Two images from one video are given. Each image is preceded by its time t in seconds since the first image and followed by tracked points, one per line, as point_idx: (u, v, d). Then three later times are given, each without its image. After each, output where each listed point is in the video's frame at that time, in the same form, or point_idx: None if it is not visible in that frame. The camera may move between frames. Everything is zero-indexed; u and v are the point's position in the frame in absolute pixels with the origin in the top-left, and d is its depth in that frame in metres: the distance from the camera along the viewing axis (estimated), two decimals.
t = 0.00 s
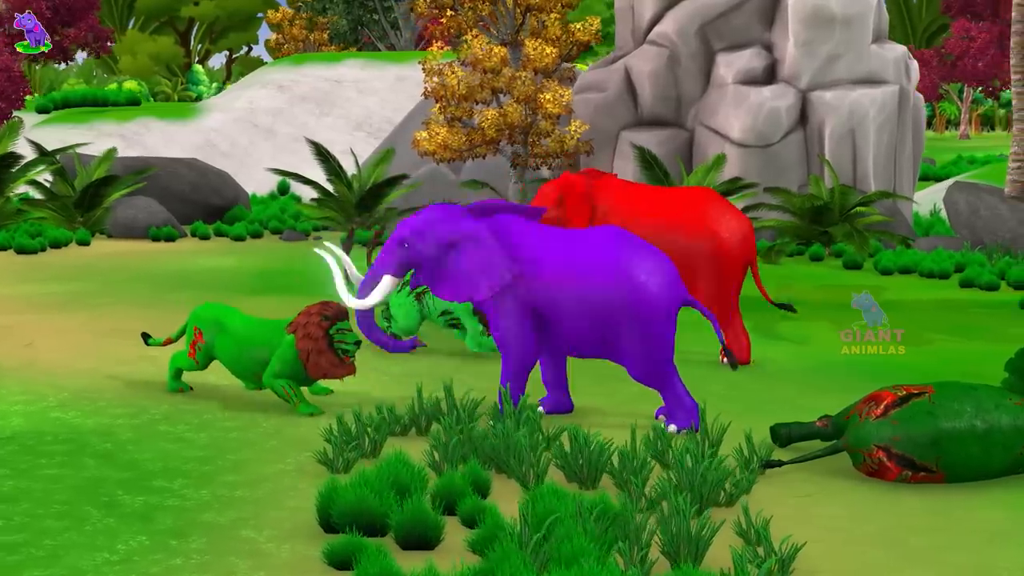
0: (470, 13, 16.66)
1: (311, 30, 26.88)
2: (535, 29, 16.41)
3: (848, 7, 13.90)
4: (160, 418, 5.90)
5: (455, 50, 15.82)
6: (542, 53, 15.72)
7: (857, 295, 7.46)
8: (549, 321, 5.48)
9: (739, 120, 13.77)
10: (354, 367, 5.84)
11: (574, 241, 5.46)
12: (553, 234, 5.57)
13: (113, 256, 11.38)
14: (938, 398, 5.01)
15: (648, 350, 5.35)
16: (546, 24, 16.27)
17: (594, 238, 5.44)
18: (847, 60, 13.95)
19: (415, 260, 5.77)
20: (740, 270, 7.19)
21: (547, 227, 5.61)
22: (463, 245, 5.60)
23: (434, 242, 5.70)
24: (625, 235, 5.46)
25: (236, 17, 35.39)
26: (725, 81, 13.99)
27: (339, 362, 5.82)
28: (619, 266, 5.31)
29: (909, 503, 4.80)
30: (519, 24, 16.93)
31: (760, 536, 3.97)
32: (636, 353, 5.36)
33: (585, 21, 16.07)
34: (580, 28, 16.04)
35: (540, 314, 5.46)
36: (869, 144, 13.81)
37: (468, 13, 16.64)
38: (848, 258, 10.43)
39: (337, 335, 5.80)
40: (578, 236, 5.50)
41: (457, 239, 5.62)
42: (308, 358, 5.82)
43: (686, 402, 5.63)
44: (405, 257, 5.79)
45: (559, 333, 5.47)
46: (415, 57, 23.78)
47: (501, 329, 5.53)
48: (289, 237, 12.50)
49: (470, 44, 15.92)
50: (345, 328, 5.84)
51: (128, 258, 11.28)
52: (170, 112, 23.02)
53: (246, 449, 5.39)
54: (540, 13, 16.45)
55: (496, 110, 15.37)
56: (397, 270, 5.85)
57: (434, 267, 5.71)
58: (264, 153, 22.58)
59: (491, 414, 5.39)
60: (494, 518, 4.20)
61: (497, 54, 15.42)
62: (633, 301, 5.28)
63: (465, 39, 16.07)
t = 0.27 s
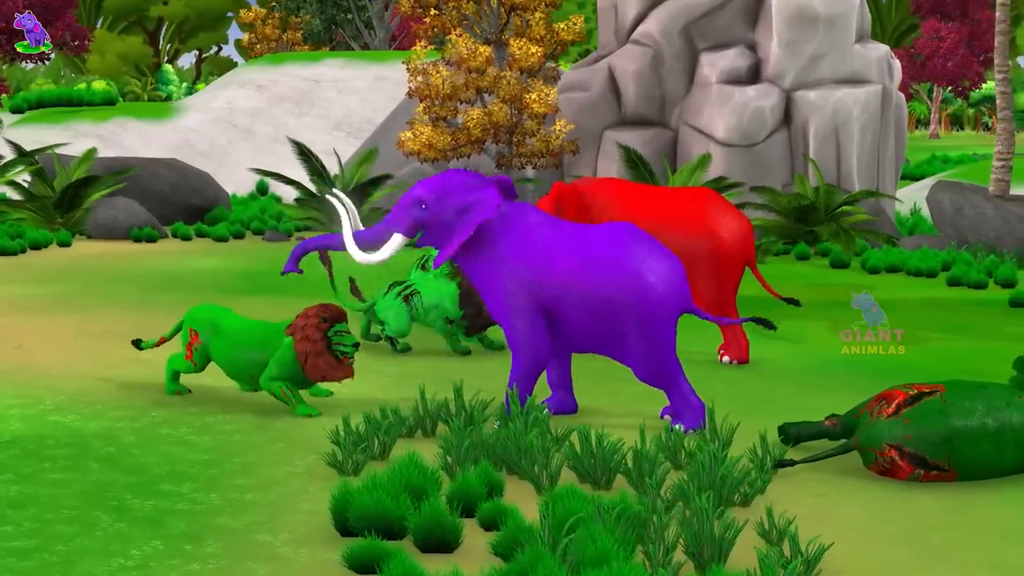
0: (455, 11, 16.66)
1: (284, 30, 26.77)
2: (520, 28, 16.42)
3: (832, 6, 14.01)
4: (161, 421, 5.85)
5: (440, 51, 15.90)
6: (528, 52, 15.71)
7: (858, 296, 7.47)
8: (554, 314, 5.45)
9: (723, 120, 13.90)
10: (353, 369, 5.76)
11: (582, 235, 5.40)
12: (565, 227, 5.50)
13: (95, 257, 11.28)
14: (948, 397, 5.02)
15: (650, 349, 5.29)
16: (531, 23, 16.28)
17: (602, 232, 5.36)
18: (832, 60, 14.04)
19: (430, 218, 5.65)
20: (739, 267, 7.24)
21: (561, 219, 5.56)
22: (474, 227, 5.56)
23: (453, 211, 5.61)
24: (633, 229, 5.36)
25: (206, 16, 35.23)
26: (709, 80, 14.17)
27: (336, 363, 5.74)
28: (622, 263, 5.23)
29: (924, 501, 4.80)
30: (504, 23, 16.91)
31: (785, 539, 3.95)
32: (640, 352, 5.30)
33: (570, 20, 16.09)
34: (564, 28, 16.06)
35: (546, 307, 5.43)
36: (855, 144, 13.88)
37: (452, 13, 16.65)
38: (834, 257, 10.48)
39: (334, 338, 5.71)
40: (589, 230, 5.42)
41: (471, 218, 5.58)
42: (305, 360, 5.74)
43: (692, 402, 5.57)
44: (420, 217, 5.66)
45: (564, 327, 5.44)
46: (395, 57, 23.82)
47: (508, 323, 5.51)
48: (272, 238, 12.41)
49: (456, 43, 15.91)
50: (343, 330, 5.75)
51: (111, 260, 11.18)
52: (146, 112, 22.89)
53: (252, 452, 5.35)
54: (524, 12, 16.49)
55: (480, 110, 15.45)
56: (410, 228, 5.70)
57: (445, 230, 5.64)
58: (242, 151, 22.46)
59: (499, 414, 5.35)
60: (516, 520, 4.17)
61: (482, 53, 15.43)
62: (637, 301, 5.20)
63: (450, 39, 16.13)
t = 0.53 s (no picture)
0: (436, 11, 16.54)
1: (252, 29, 26.58)
2: (501, 27, 16.34)
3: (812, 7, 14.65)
4: (163, 424, 5.77)
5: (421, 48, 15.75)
6: (511, 52, 15.48)
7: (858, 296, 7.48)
8: (580, 312, 5.53)
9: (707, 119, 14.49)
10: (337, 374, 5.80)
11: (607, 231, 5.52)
12: (584, 223, 5.61)
13: (73, 258, 11.15)
14: (962, 394, 5.02)
15: (673, 344, 5.47)
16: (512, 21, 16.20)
17: (625, 227, 5.51)
18: (812, 59, 14.70)
19: (446, 256, 5.61)
20: (737, 266, 7.21)
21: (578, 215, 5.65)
22: (495, 229, 5.55)
23: (459, 233, 5.57)
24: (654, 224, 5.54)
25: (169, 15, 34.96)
26: (691, 80, 14.81)
27: (319, 367, 5.77)
28: (651, 258, 5.39)
29: (940, 499, 4.80)
30: (485, 22, 16.82)
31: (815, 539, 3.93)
32: (663, 347, 5.47)
33: (551, 19, 15.99)
34: (545, 26, 15.98)
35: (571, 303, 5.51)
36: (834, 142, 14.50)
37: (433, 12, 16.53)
38: (819, 256, 10.50)
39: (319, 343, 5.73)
40: (611, 225, 5.56)
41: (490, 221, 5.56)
42: (288, 361, 5.75)
43: (702, 403, 5.63)
44: (436, 262, 5.63)
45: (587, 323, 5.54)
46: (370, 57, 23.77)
47: (540, 329, 5.53)
48: (251, 238, 12.30)
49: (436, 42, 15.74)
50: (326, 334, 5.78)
51: (89, 261, 11.05)
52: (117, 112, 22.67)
53: (260, 455, 5.28)
54: (505, 11, 16.44)
55: (463, 109, 15.24)
56: (436, 277, 5.65)
57: (467, 258, 5.58)
58: (215, 151, 22.21)
59: (511, 414, 5.34)
60: (541, 522, 4.13)
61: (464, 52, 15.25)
62: (666, 295, 5.38)
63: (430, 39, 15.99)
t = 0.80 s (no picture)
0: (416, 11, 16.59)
1: (216, 29, 26.39)
2: (481, 26, 16.35)
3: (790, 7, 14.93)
4: (167, 428, 5.69)
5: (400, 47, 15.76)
6: (491, 51, 15.62)
7: (857, 296, 7.50)
8: (591, 310, 5.57)
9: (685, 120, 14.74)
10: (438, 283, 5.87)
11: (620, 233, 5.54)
12: (596, 220, 5.63)
13: (50, 260, 11.01)
14: (976, 391, 5.04)
15: (685, 342, 5.49)
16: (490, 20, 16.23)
17: (639, 225, 5.53)
18: (789, 58, 14.99)
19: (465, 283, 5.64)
20: (738, 265, 7.23)
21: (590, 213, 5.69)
22: (506, 236, 5.60)
23: (468, 250, 5.62)
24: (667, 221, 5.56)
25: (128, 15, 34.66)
26: (670, 79, 15.05)
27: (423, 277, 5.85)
28: (663, 256, 5.42)
29: (958, 494, 4.81)
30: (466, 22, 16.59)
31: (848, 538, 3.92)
32: (674, 344, 5.50)
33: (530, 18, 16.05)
34: (524, 25, 16.06)
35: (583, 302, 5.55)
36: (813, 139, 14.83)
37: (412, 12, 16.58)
38: (801, 255, 10.55)
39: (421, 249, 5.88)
40: (623, 223, 5.57)
41: (498, 229, 5.61)
42: (395, 276, 5.81)
43: (712, 403, 5.62)
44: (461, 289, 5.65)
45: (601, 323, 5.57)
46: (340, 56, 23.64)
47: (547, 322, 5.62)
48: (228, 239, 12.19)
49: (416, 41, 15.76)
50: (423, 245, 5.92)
51: (67, 263, 10.92)
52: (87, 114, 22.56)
53: (271, 458, 5.22)
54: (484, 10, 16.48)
55: (443, 109, 15.32)
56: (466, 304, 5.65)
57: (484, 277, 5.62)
58: (187, 151, 22.10)
59: (523, 413, 5.35)
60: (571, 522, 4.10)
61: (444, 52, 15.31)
62: (679, 292, 5.40)
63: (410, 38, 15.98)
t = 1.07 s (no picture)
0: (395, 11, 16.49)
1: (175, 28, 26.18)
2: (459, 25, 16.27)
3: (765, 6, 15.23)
4: (175, 431, 5.63)
5: (377, 46, 15.62)
6: (471, 51, 15.48)
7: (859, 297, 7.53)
8: (599, 310, 5.53)
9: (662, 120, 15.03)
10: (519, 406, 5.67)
11: (627, 232, 5.49)
12: (605, 222, 5.59)
13: (26, 262, 10.87)
14: (990, 387, 5.08)
15: (694, 342, 5.45)
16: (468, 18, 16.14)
17: (647, 226, 5.48)
18: (765, 57, 15.29)
19: (473, 276, 5.67)
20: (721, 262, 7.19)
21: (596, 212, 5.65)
22: (512, 235, 5.58)
23: (476, 247, 5.64)
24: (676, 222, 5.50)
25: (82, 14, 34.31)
26: (646, 78, 15.32)
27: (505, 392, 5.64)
28: (671, 256, 5.37)
29: (977, 490, 4.85)
30: (443, 22, 16.56)
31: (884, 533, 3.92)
32: (683, 345, 5.45)
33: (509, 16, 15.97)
34: (502, 24, 15.96)
35: (591, 302, 5.51)
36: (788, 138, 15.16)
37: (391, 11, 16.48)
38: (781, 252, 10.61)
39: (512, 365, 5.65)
40: (633, 224, 5.52)
41: (509, 229, 5.60)
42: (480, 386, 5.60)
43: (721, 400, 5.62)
44: (469, 283, 5.68)
45: (608, 322, 5.53)
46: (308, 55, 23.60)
47: (556, 322, 5.58)
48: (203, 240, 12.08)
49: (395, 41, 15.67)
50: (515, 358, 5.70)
51: (43, 264, 10.78)
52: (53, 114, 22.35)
53: (285, 461, 5.17)
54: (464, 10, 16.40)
55: (422, 108, 15.23)
56: (472, 296, 5.69)
57: (494, 272, 5.65)
58: (155, 150, 21.94)
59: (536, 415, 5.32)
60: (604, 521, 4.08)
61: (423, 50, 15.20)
62: (687, 292, 5.35)
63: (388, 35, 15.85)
